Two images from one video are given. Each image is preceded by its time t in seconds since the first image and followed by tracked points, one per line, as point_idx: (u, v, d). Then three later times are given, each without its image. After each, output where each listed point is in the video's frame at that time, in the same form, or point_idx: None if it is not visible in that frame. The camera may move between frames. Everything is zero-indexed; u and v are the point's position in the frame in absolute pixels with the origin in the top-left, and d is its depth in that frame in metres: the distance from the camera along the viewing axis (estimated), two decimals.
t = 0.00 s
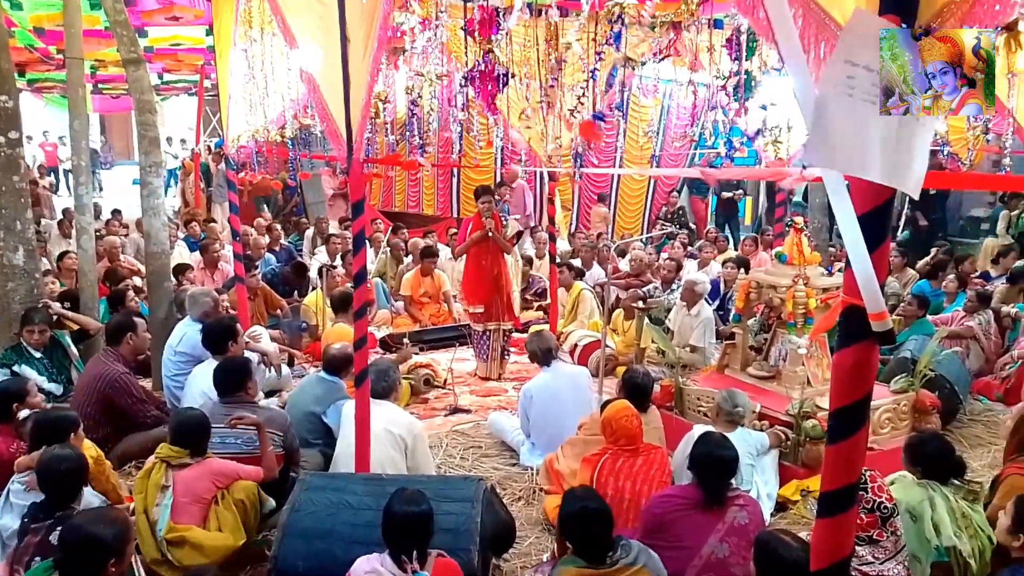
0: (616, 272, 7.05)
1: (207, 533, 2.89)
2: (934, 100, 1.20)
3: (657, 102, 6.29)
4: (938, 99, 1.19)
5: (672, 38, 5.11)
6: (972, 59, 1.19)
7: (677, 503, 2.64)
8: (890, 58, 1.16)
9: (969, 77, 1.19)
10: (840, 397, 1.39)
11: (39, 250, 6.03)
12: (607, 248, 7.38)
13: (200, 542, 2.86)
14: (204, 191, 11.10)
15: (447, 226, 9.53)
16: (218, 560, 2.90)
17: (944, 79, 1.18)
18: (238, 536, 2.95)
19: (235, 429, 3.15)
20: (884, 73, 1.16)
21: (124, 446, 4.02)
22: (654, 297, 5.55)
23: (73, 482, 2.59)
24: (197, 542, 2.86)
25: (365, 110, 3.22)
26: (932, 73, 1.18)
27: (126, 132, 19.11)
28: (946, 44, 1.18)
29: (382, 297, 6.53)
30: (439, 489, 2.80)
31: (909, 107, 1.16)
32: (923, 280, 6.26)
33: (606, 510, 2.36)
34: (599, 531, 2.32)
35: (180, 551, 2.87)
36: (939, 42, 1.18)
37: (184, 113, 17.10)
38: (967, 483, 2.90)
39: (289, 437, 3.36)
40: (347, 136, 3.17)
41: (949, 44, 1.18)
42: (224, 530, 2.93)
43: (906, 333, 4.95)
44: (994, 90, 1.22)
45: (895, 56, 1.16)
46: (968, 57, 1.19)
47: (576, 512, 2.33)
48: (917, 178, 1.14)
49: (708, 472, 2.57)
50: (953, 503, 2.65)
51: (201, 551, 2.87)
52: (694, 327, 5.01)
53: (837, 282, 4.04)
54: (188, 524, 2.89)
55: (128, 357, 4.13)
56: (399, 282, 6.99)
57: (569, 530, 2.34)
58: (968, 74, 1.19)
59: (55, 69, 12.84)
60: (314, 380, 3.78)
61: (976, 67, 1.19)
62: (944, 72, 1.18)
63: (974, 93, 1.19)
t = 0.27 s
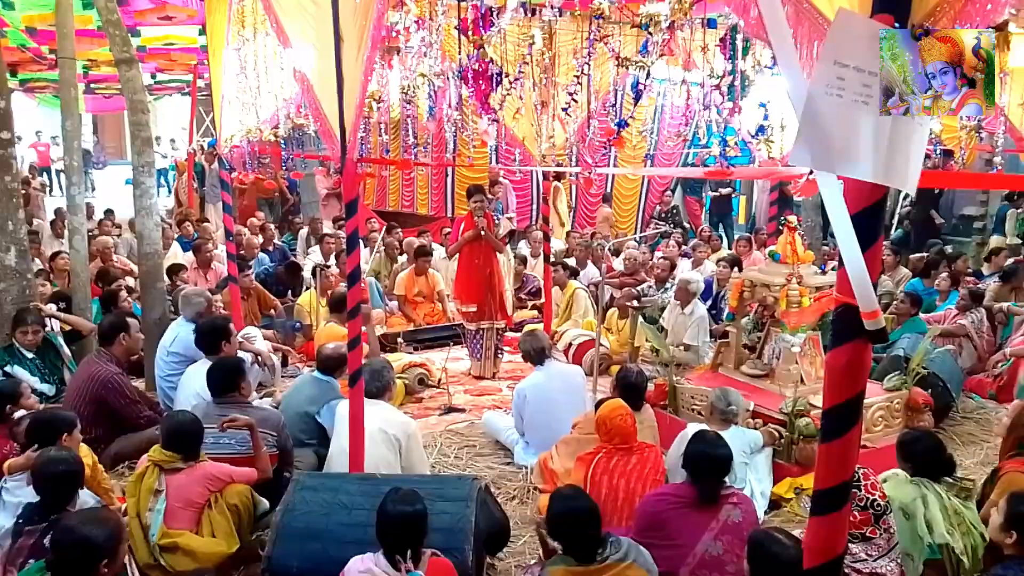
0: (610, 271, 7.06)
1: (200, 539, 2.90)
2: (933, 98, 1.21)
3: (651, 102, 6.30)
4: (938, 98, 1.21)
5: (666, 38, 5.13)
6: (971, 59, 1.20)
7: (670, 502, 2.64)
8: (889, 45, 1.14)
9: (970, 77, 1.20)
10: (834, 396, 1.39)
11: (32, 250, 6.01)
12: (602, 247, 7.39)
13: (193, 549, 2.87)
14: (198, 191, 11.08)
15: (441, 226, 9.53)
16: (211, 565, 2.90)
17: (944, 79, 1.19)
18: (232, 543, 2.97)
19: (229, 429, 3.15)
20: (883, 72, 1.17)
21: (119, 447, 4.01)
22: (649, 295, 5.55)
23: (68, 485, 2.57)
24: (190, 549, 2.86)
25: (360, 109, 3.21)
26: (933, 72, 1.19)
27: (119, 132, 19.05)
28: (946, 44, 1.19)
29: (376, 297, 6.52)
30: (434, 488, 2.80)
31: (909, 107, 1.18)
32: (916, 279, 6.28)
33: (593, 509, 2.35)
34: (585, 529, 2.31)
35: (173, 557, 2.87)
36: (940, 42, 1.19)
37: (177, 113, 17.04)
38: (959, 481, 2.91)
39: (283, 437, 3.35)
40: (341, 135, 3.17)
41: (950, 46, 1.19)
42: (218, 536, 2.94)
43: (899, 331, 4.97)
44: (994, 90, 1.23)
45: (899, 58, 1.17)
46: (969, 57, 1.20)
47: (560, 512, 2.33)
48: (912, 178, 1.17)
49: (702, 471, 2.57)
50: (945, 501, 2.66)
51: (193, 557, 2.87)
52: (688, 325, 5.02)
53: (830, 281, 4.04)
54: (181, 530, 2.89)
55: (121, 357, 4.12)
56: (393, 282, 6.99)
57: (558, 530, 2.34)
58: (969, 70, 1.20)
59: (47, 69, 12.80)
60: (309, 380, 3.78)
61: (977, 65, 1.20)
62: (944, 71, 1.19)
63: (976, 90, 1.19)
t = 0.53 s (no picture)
0: (601, 270, 7.06)
1: (191, 544, 2.89)
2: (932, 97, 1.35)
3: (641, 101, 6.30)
4: (937, 94, 1.34)
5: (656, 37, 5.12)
6: (968, 60, 1.37)
7: (661, 499, 2.65)
8: None
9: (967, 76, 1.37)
10: (822, 394, 1.39)
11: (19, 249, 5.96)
12: (593, 245, 7.40)
13: (184, 553, 2.86)
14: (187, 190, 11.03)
15: (432, 224, 9.52)
16: (201, 569, 2.88)
17: (944, 78, 1.33)
18: (223, 547, 2.97)
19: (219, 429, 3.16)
20: (892, 75, 1.25)
21: (107, 448, 4.00)
22: (639, 293, 5.56)
23: (59, 490, 2.55)
24: (181, 554, 2.85)
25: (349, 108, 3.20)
26: (933, 71, 1.31)
27: (107, 130, 18.94)
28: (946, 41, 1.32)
29: (367, 296, 6.51)
30: (424, 488, 2.79)
31: (910, 107, 1.27)
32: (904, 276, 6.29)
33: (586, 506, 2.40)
34: (579, 523, 2.35)
35: (163, 562, 2.86)
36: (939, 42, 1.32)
37: (166, 111, 16.96)
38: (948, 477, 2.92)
39: (273, 437, 3.32)
40: (331, 134, 3.15)
41: (952, 45, 1.32)
42: (208, 540, 2.94)
43: (888, 328, 4.99)
44: (989, 89, 1.41)
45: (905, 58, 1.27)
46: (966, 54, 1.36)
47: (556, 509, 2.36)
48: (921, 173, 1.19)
49: (693, 470, 2.58)
50: (934, 497, 2.67)
51: (183, 562, 2.86)
52: (679, 323, 5.03)
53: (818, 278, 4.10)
54: (172, 534, 2.89)
55: (110, 357, 4.09)
56: (384, 281, 6.97)
57: (552, 529, 2.36)
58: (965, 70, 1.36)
59: (34, 67, 12.70)
60: (299, 379, 3.77)
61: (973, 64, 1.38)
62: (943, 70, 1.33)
63: (972, 88, 1.37)
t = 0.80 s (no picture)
0: (589, 267, 7.07)
1: (180, 544, 2.87)
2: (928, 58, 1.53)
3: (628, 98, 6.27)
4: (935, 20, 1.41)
5: (643, 33, 5.10)
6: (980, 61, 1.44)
7: (650, 497, 2.66)
8: None
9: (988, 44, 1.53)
10: (807, 391, 1.40)
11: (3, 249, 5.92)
12: (581, 243, 7.41)
13: (173, 553, 2.84)
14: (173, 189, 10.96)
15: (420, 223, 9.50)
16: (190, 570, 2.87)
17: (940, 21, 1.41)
18: (211, 548, 2.95)
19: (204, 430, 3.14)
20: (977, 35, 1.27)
21: (92, 449, 3.95)
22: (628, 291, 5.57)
23: (49, 493, 2.53)
24: (169, 554, 2.83)
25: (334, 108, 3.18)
26: None
27: (92, 128, 18.80)
28: None
29: (355, 295, 6.49)
30: (413, 487, 2.79)
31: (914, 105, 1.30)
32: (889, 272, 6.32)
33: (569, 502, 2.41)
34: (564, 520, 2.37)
35: (150, 562, 2.83)
36: None
37: (151, 110, 16.84)
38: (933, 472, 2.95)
39: (261, 436, 3.29)
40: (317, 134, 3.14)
41: None
42: (196, 541, 2.92)
43: (874, 325, 5.02)
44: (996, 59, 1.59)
45: None
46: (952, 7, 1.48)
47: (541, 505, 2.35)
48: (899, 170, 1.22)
49: (681, 467, 2.59)
50: (920, 492, 2.70)
51: (172, 562, 2.84)
52: (667, 321, 5.05)
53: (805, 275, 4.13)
54: (159, 534, 2.86)
55: (95, 357, 4.06)
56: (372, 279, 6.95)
57: (537, 527, 2.35)
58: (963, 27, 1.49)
59: (17, 66, 12.59)
60: (286, 379, 3.75)
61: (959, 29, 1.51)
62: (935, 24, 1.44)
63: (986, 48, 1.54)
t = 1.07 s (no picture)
0: (577, 267, 7.06)
1: (160, 543, 2.84)
2: (938, 92, 3.19)
3: (616, 97, 6.25)
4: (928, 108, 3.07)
5: (631, 31, 5.04)
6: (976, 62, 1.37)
7: (637, 496, 2.64)
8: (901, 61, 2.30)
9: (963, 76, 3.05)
10: (792, 390, 1.39)
11: None
12: (568, 242, 7.40)
13: (154, 552, 2.81)
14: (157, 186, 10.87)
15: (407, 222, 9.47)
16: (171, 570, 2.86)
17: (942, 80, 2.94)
18: (193, 548, 2.92)
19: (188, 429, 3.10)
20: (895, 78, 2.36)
21: (75, 448, 3.90)
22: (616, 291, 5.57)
23: (36, 496, 2.49)
24: (150, 553, 2.80)
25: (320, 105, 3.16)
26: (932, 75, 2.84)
27: (76, 125, 18.63)
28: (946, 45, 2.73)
29: (341, 294, 6.44)
30: (398, 487, 2.77)
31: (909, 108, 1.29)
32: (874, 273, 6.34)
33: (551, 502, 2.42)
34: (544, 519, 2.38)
35: (131, 560, 2.81)
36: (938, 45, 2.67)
37: (135, 107, 16.68)
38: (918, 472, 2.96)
39: (245, 437, 3.27)
40: (302, 131, 3.12)
41: (946, 49, 2.75)
42: (178, 540, 2.89)
43: (860, 324, 5.03)
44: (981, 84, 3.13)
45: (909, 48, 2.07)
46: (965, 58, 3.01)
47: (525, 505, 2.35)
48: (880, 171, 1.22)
49: (668, 466, 2.58)
50: (905, 491, 2.71)
51: (153, 561, 2.82)
52: (654, 321, 5.04)
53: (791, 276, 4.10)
54: (141, 532, 2.84)
55: (77, 356, 4.00)
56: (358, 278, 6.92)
57: (519, 527, 2.34)
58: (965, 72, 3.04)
59: None
60: (271, 378, 3.72)
61: (971, 70, 3.06)
62: (939, 69, 2.89)
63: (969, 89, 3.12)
